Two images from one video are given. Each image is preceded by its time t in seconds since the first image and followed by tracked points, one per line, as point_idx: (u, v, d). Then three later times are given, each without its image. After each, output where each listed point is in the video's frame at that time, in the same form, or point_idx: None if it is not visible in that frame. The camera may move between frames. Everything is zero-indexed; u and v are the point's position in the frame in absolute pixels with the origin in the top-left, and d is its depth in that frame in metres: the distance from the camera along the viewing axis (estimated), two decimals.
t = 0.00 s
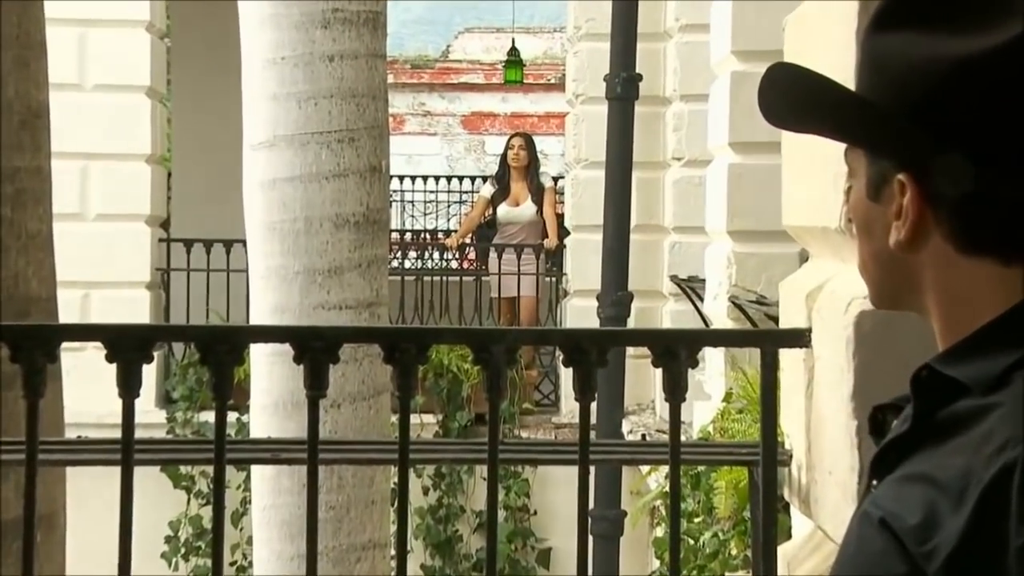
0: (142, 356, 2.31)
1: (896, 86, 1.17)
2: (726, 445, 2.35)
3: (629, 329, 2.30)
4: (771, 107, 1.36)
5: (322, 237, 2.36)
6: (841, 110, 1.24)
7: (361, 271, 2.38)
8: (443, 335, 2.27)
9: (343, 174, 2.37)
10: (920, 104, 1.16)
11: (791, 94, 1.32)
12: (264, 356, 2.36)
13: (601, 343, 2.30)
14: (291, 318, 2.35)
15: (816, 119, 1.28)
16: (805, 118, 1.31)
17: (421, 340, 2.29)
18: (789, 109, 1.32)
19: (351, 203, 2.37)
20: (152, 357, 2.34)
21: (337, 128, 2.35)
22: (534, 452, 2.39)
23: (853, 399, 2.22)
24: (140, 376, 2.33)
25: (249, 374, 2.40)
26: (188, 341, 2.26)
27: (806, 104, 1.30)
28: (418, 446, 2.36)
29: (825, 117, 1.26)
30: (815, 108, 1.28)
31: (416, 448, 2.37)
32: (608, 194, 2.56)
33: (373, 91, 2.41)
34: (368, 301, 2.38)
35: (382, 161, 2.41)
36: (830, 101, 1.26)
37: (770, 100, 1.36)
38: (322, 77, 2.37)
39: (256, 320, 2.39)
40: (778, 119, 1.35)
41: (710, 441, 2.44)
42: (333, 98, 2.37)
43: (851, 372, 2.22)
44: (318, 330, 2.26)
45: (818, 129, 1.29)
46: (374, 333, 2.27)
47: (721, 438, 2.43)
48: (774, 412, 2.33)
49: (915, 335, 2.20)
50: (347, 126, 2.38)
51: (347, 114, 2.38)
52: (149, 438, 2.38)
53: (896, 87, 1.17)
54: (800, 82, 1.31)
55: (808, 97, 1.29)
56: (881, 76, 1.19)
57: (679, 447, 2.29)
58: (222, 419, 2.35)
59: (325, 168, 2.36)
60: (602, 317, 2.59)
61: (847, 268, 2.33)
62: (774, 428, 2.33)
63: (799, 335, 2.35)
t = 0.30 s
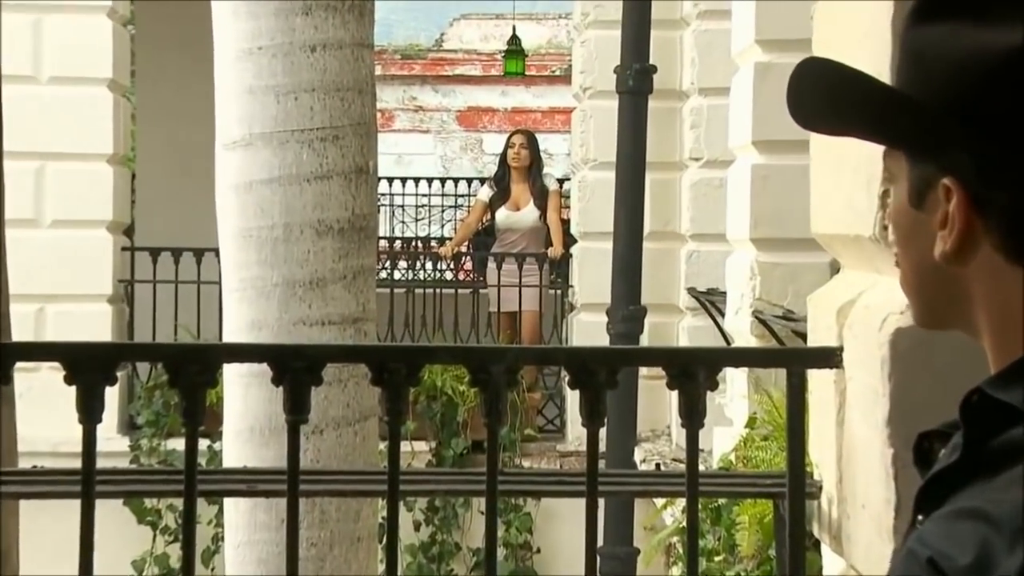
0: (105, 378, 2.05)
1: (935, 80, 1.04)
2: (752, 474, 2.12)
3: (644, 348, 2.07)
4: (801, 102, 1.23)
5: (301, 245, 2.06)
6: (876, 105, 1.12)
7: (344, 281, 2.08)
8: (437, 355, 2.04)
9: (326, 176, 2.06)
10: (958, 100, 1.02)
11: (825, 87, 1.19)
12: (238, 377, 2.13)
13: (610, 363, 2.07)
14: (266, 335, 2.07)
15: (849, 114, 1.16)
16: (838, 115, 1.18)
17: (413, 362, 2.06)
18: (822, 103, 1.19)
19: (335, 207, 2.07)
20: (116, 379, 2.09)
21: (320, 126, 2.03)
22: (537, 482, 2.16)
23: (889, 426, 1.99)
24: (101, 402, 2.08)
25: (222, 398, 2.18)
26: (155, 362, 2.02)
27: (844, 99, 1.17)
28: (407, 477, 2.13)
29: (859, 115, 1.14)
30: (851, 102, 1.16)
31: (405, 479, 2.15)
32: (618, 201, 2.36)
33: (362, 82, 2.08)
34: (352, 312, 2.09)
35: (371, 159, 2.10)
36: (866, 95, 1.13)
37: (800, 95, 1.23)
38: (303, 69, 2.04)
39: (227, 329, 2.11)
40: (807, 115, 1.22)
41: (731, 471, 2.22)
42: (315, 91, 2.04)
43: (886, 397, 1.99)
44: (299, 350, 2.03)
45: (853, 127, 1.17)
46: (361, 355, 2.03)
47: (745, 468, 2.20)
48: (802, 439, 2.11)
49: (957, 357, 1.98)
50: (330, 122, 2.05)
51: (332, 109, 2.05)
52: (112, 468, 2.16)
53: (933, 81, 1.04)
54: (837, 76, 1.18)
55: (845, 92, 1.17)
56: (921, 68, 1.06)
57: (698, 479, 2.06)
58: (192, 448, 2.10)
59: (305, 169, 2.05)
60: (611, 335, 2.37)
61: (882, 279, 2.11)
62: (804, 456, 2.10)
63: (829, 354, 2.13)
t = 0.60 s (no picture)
0: (67, 399, 1.83)
1: (989, 71, 0.95)
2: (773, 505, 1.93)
3: (656, 365, 1.88)
4: (839, 97, 1.13)
5: (281, 253, 1.88)
6: (920, 97, 1.03)
7: (328, 292, 1.90)
8: (430, 373, 1.86)
9: (309, 177, 1.88)
10: (1013, 91, 0.94)
11: (866, 79, 1.10)
12: (212, 397, 1.95)
13: (620, 383, 1.89)
14: (243, 351, 1.89)
15: (893, 110, 1.06)
16: (879, 110, 1.09)
17: (404, 381, 1.87)
18: (863, 98, 1.10)
19: (319, 212, 1.89)
20: (80, 402, 1.87)
21: (302, 122, 1.86)
22: (539, 514, 1.96)
23: (925, 450, 1.78)
24: (63, 426, 1.85)
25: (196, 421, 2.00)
26: (121, 382, 1.81)
27: (885, 93, 1.08)
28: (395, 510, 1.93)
29: (904, 108, 1.05)
30: (893, 96, 1.07)
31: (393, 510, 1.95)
32: (630, 205, 2.19)
33: (349, 76, 1.90)
34: (337, 326, 1.91)
35: (358, 159, 1.92)
36: (910, 86, 1.05)
37: (838, 88, 1.13)
38: (284, 59, 1.86)
39: (199, 342, 1.93)
40: (844, 109, 1.12)
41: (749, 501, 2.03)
42: (297, 84, 1.86)
43: (921, 417, 1.78)
44: (280, 368, 1.83)
45: (896, 125, 1.07)
46: (348, 374, 1.84)
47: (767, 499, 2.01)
48: (828, 466, 1.92)
49: (999, 373, 1.76)
50: (313, 119, 1.87)
51: (315, 104, 1.87)
52: (75, 498, 1.98)
53: (988, 73, 0.96)
54: (879, 67, 1.09)
55: (886, 86, 1.07)
56: (974, 58, 0.97)
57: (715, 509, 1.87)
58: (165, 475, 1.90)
59: (286, 169, 1.87)
60: (620, 350, 2.21)
61: (913, 291, 1.91)
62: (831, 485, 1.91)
63: (858, 372, 1.93)
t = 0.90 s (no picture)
0: (23, 423, 1.46)
1: None
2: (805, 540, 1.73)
3: (667, 386, 1.58)
4: (885, 87, 0.91)
5: (258, 260, 1.70)
6: (1001, 91, 0.88)
7: (310, 304, 1.72)
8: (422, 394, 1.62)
9: (290, 177, 1.70)
10: None
11: (916, 68, 0.91)
12: (183, 420, 1.76)
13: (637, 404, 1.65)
14: (216, 369, 1.71)
15: (963, 106, 0.89)
16: (937, 106, 0.91)
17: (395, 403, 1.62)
18: (913, 91, 0.90)
19: (301, 215, 1.70)
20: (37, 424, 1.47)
21: (283, 116, 1.68)
22: (544, 549, 1.77)
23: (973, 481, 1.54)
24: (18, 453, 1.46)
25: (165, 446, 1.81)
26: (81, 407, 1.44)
27: (946, 83, 0.90)
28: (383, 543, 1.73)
29: (980, 105, 0.89)
30: (954, 88, 0.90)
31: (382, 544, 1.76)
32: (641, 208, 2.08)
33: (334, 65, 1.72)
34: (320, 340, 1.73)
35: (344, 157, 1.74)
36: (981, 80, 0.89)
37: (883, 78, 0.91)
38: (262, 46, 1.68)
39: (170, 358, 1.75)
40: (892, 102, 0.91)
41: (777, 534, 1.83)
42: (276, 73, 1.69)
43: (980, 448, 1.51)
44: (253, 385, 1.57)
45: (957, 124, 0.90)
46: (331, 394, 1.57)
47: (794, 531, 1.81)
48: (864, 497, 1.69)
49: None
50: (294, 112, 1.69)
51: (297, 95, 1.69)
52: (30, 532, 1.79)
53: None
54: (933, 54, 0.90)
55: (950, 77, 0.90)
56: None
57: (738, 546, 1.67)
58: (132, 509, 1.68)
59: (264, 167, 1.69)
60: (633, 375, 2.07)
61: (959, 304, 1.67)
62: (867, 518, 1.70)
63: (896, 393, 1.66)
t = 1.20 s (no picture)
0: None
1: None
2: None
3: (698, 406, 1.26)
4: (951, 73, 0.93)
5: (235, 269, 1.54)
6: None
7: (293, 316, 1.56)
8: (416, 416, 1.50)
9: (271, 176, 1.54)
10: None
11: (979, 53, 0.93)
12: (153, 446, 1.59)
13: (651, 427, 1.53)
14: (188, 390, 1.54)
15: None
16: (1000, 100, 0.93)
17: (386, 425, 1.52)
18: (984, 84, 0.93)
19: (283, 219, 1.55)
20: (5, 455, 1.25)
21: (262, 110, 1.52)
22: None
23: None
24: None
25: (131, 474, 1.65)
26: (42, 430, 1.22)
27: (1011, 74, 0.93)
28: None
29: None
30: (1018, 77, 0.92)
31: None
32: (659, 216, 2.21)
33: (319, 53, 1.57)
34: (304, 357, 1.57)
35: (330, 155, 1.59)
36: None
37: (946, 63, 0.93)
38: (240, 32, 1.52)
39: (137, 377, 1.58)
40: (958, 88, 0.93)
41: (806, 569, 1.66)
42: (255, 62, 1.53)
43: None
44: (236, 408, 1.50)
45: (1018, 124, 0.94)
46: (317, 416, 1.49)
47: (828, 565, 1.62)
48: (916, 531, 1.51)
49: None
50: (275, 105, 1.54)
51: (278, 86, 1.54)
52: None
53: None
54: (997, 40, 0.93)
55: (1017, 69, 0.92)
56: None
57: None
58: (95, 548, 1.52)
59: (242, 165, 1.53)
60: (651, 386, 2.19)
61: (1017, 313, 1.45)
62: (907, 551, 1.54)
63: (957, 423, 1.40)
